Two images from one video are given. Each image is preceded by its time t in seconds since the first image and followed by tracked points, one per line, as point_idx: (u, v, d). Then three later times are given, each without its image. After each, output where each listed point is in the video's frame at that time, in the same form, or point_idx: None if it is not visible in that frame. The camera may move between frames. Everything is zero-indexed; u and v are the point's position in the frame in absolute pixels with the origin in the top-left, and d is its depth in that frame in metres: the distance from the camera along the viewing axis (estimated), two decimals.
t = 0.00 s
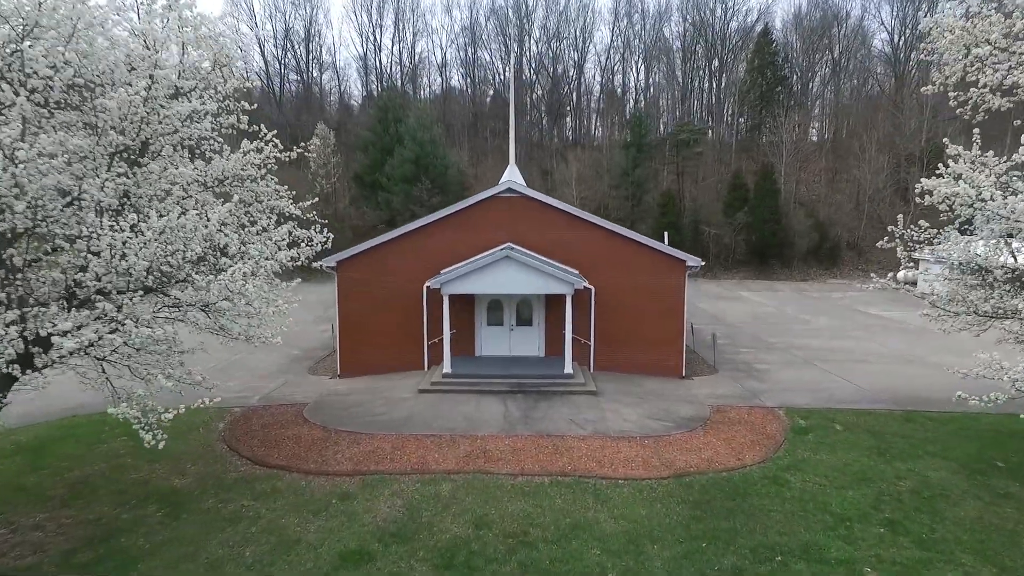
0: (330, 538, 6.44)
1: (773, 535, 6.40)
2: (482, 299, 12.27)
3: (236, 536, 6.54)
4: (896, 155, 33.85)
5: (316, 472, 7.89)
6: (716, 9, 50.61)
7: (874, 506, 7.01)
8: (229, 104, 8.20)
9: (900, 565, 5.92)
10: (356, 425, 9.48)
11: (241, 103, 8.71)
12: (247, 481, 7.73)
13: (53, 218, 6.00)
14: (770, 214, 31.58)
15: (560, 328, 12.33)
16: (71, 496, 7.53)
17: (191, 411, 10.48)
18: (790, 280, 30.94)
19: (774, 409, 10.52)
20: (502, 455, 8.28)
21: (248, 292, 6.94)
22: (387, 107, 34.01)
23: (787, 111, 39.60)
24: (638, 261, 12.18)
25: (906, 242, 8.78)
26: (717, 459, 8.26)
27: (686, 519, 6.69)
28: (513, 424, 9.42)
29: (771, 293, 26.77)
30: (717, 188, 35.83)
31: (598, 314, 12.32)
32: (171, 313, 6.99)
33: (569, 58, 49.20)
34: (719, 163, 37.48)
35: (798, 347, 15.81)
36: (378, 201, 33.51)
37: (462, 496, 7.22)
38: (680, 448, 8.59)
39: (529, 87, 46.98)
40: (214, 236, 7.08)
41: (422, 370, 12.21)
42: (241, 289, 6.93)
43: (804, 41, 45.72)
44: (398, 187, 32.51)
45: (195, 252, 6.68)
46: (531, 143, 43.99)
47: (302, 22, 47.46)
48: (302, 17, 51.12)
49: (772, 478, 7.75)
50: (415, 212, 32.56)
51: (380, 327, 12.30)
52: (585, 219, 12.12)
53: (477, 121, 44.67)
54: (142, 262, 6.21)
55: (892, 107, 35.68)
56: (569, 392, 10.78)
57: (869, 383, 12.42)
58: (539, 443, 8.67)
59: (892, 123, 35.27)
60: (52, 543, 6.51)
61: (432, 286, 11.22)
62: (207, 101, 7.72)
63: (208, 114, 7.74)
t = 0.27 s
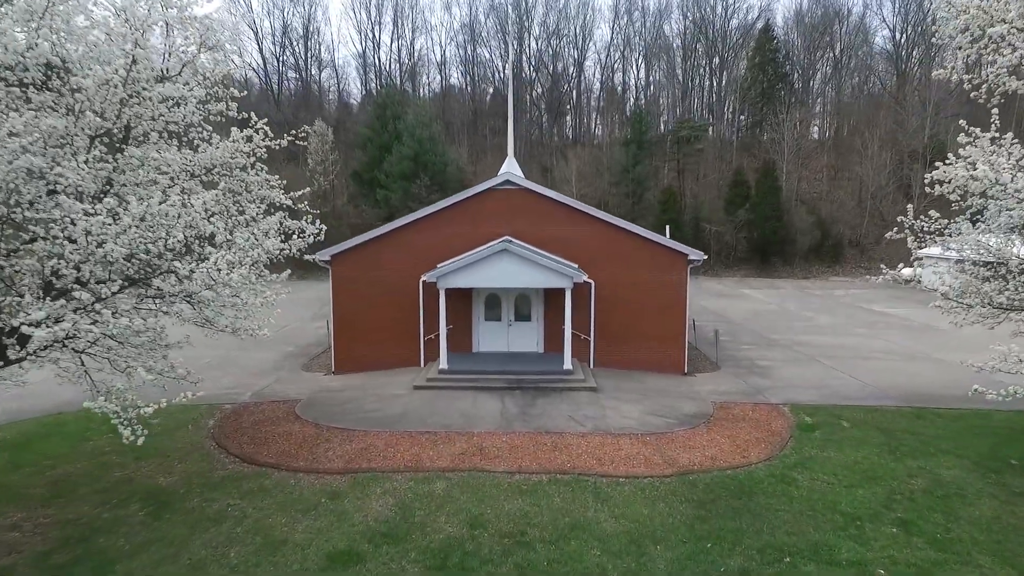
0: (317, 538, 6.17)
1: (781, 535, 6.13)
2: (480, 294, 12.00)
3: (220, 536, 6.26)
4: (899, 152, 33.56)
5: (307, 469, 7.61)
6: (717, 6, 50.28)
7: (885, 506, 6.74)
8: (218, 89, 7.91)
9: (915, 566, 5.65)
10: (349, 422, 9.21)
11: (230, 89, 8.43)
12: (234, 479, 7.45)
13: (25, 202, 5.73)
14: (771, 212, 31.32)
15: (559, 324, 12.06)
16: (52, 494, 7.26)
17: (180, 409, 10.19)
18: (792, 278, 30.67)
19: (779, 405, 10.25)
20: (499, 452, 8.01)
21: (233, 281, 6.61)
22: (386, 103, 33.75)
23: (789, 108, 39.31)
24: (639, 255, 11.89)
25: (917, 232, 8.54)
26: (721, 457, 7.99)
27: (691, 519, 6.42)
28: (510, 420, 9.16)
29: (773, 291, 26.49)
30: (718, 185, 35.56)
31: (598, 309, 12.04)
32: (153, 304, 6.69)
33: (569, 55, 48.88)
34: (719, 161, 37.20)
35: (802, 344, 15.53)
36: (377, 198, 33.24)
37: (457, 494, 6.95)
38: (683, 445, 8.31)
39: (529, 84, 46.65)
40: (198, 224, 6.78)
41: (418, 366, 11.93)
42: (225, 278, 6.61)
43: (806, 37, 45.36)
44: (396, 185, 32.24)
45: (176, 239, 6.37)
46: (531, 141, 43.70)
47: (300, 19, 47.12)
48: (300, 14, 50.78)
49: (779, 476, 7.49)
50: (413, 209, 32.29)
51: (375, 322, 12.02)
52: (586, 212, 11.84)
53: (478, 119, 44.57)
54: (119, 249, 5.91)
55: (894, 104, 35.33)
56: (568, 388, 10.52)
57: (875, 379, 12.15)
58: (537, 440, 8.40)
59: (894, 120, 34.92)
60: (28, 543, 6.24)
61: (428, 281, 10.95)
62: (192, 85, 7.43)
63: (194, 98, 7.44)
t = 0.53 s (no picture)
0: (307, 538, 5.94)
1: (788, 535, 5.90)
2: (477, 289, 11.78)
3: (206, 536, 6.02)
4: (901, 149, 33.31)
5: (299, 467, 7.38)
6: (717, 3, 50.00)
7: (896, 505, 6.52)
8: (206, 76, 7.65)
9: (929, 567, 5.42)
10: (343, 419, 8.98)
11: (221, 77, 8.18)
12: (222, 478, 7.22)
13: None
14: (773, 210, 31.09)
15: (558, 320, 11.83)
16: (33, 492, 7.02)
17: (170, 406, 9.96)
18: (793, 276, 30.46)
19: (783, 403, 10.02)
20: (496, 450, 7.78)
21: (218, 271, 6.36)
22: (385, 100, 33.52)
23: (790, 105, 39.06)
24: (640, 250, 11.67)
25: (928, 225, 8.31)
26: (725, 455, 7.76)
27: (694, 519, 6.18)
28: (507, 417, 8.94)
29: (774, 288, 26.26)
30: (719, 183, 35.32)
31: (599, 305, 11.81)
32: (136, 297, 6.43)
33: (569, 53, 48.58)
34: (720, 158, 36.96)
35: (805, 341, 15.30)
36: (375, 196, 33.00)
37: (452, 493, 6.72)
38: (686, 443, 8.09)
39: (529, 82, 46.33)
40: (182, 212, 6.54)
41: (415, 363, 11.70)
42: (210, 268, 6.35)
43: (807, 34, 45.06)
44: (395, 182, 32.00)
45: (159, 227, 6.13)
46: (530, 139, 43.46)
47: (298, 17, 46.83)
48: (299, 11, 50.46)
49: (784, 474, 7.27)
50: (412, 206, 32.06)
51: (371, 318, 11.79)
52: (585, 206, 11.61)
53: (477, 117, 44.43)
54: (97, 237, 5.63)
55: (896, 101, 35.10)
56: (567, 385, 10.29)
57: (880, 376, 11.92)
58: (535, 437, 8.16)
59: (896, 117, 34.65)
60: (6, 544, 6.00)
61: (425, 275, 10.72)
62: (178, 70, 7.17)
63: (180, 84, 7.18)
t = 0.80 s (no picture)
0: (295, 538, 5.67)
1: (797, 535, 5.64)
2: (475, 283, 11.52)
3: (190, 536, 5.76)
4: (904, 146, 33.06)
5: (289, 465, 7.13)
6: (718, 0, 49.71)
7: (909, 503, 6.26)
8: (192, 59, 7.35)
9: (946, 569, 5.16)
10: (336, 416, 8.73)
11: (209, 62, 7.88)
12: (209, 475, 6.97)
13: None
14: (775, 207, 30.83)
15: (558, 314, 11.58)
16: (12, 491, 6.74)
17: (159, 403, 9.70)
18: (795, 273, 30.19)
19: (789, 399, 9.76)
20: (494, 447, 7.52)
21: (201, 259, 6.04)
22: (383, 97, 33.28)
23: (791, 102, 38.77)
24: (641, 243, 11.41)
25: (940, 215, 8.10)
26: (730, 452, 7.50)
27: (699, 518, 5.92)
28: (505, 413, 8.68)
29: (776, 286, 26.00)
30: (720, 180, 35.05)
31: (599, 300, 11.56)
32: (116, 287, 6.10)
33: (569, 50, 48.26)
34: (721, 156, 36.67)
35: (809, 337, 15.05)
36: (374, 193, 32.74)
37: (447, 491, 6.47)
38: (689, 439, 7.83)
39: (529, 79, 45.99)
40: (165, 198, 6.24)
41: (411, 359, 11.44)
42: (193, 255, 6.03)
43: (809, 30, 44.73)
44: (393, 179, 31.72)
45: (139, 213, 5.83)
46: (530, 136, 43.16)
47: (297, 13, 46.54)
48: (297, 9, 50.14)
49: (792, 472, 7.01)
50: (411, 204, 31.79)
51: (366, 313, 11.53)
52: (585, 198, 11.36)
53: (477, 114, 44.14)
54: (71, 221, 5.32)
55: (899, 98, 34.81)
56: (567, 381, 10.04)
57: (887, 372, 11.66)
58: (533, 434, 7.90)
59: (898, 114, 34.37)
60: None
61: (421, 268, 10.46)
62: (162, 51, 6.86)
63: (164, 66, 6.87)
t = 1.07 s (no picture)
0: (283, 539, 5.44)
1: (806, 535, 5.42)
2: (474, 278, 11.30)
3: (173, 537, 5.51)
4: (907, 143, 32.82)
5: (280, 462, 6.90)
6: None
7: (924, 502, 6.02)
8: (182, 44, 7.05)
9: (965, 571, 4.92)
10: (330, 412, 8.51)
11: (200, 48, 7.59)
12: (198, 473, 6.75)
13: None
14: (777, 204, 30.60)
15: (558, 309, 11.36)
16: None
17: (150, 400, 9.48)
18: (798, 271, 29.99)
19: (794, 395, 9.53)
20: (491, 444, 7.30)
21: (186, 246, 5.76)
22: (383, 94, 33.11)
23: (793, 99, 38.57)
24: (642, 236, 11.18)
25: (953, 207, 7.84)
26: (735, 449, 7.27)
27: (704, 517, 5.70)
28: (504, 410, 8.47)
29: (779, 284, 25.77)
30: (722, 178, 34.82)
31: (600, 294, 11.33)
32: (99, 277, 5.84)
33: (570, 47, 48.03)
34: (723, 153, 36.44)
35: (813, 334, 14.83)
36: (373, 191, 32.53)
37: (443, 489, 6.24)
38: (694, 436, 7.60)
39: (530, 76, 45.73)
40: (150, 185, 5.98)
41: (408, 356, 11.21)
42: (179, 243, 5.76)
43: (811, 27, 44.44)
44: (393, 176, 31.51)
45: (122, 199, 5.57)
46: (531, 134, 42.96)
47: (296, 11, 46.30)
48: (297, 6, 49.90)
49: (799, 469, 6.79)
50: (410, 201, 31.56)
51: (362, 308, 11.32)
52: (586, 190, 11.13)
53: (477, 111, 44.01)
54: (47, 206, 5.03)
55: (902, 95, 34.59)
56: (567, 377, 9.82)
57: (894, 369, 11.45)
58: (533, 431, 7.69)
59: (901, 111, 34.15)
60: None
61: (418, 262, 10.24)
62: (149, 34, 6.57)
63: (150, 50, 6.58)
